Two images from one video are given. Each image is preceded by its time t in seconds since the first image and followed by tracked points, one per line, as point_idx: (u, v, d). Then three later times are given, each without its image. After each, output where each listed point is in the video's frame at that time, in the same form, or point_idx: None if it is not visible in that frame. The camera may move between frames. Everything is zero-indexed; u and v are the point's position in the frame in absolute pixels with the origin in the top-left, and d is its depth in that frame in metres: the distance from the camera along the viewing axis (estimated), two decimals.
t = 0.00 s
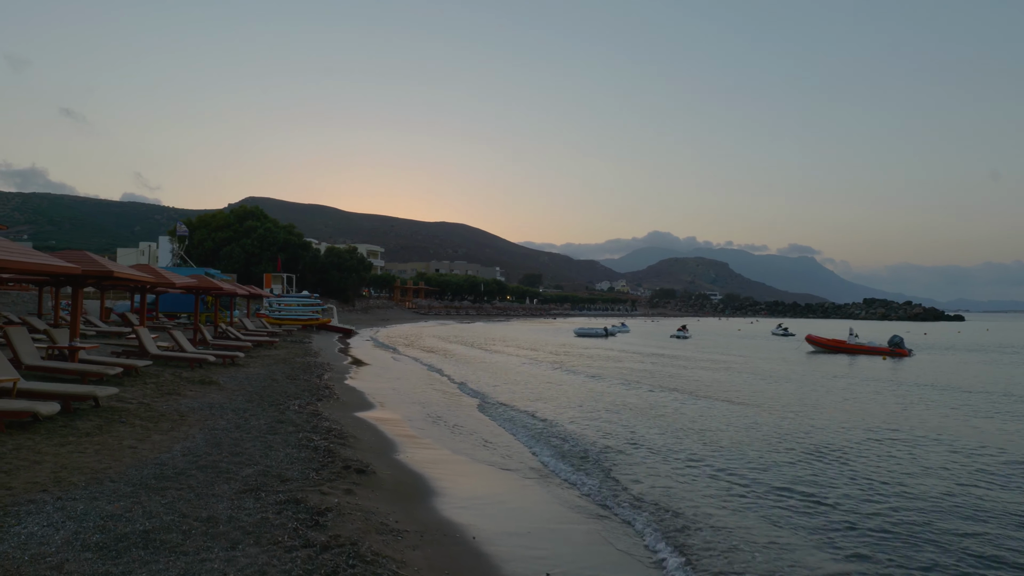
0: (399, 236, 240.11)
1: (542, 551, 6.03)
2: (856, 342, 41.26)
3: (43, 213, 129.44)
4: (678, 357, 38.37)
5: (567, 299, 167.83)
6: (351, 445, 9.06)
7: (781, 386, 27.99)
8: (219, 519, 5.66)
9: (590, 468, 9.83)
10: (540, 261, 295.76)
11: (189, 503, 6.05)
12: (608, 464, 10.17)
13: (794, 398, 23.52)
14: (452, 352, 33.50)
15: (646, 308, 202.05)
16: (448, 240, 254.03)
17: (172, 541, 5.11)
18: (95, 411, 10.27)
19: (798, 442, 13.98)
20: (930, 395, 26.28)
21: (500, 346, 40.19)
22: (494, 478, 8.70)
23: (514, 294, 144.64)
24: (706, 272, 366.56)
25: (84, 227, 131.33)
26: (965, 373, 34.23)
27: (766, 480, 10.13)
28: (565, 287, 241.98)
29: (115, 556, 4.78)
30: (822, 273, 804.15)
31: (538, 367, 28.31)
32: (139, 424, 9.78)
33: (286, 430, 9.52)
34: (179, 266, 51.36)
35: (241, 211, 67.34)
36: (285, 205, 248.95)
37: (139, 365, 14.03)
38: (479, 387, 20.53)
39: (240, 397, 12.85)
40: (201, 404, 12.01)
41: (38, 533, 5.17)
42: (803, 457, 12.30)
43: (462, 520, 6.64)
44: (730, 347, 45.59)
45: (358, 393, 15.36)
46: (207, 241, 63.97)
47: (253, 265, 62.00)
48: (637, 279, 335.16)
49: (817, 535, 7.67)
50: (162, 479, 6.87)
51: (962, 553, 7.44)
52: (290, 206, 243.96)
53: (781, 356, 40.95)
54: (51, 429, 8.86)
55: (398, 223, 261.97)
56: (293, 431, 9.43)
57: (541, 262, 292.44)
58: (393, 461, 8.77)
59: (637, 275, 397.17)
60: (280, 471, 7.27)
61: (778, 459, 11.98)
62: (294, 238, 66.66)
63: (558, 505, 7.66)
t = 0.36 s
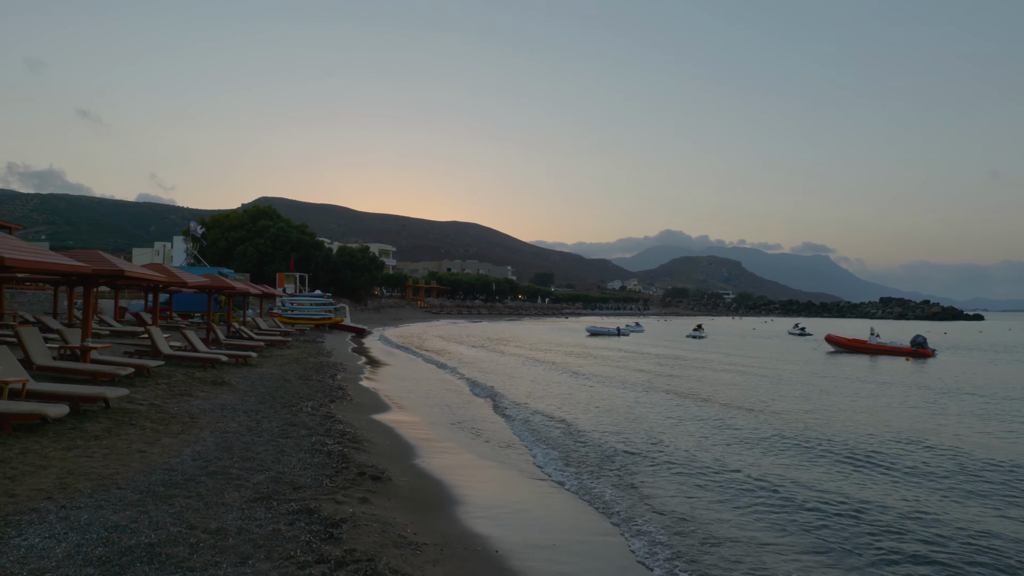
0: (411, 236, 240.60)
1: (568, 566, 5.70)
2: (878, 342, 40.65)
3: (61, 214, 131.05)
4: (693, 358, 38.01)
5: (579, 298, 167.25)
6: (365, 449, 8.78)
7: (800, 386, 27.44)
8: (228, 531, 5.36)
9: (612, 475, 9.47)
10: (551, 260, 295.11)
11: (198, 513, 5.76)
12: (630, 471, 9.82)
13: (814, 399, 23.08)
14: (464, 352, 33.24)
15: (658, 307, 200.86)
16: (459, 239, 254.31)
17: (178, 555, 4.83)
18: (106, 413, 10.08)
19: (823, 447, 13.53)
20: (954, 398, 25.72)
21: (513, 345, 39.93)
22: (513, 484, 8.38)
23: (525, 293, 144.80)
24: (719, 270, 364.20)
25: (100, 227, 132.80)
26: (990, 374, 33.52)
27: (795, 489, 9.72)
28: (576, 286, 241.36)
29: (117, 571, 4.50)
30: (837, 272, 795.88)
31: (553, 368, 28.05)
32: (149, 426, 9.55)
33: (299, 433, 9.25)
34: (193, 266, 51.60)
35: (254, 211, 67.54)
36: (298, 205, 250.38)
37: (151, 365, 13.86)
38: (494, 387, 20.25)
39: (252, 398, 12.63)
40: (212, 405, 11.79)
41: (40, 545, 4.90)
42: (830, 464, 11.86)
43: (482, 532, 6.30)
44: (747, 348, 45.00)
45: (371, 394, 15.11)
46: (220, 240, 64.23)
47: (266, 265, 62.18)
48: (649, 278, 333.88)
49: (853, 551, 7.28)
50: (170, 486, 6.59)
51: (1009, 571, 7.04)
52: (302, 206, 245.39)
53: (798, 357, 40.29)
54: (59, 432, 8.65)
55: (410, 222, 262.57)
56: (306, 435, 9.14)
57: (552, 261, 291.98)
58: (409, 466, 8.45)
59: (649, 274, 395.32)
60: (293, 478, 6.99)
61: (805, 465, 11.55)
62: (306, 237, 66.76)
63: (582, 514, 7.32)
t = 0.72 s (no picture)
0: (423, 234, 240.93)
1: None
2: (902, 341, 39.96)
3: (78, 213, 132.50)
4: (711, 357, 37.43)
5: (591, 297, 166.48)
6: (378, 453, 8.40)
7: (822, 388, 26.78)
8: (232, 545, 4.99)
9: (637, 481, 9.02)
10: (563, 258, 294.30)
11: (201, 524, 5.40)
12: (654, 477, 9.36)
13: (838, 401, 22.51)
14: (478, 351, 32.87)
15: (671, 306, 199.47)
16: (471, 238, 254.23)
17: (178, 572, 4.46)
18: (112, 413, 9.77)
19: (853, 452, 12.97)
20: (984, 400, 24.97)
21: (528, 345, 39.55)
22: (534, 491, 7.97)
23: (538, 291, 144.40)
24: (733, 268, 361.32)
25: (117, 227, 134.07)
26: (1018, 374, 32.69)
27: (831, 498, 9.20)
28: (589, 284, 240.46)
29: None
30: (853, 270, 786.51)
31: (569, 367, 27.64)
32: (156, 427, 9.24)
33: (310, 435, 8.89)
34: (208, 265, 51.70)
35: (268, 210, 67.69)
36: (312, 203, 251.68)
37: (161, 364, 13.61)
38: (510, 387, 19.87)
39: (263, 398, 12.31)
40: (222, 405, 11.49)
41: (30, 559, 4.55)
42: (864, 470, 11.31)
43: (504, 545, 5.91)
44: (765, 347, 44.32)
45: (385, 394, 14.78)
46: (234, 239, 64.38)
47: (280, 263, 62.27)
48: (662, 276, 331.96)
49: (900, 564, 6.81)
50: (173, 493, 6.24)
51: None
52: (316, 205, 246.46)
53: (817, 357, 39.51)
54: (64, 434, 8.34)
55: (422, 221, 262.91)
56: (317, 438, 8.78)
57: (565, 259, 291.15)
58: (425, 470, 8.08)
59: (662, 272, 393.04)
60: (302, 485, 6.62)
61: (837, 472, 11.01)
62: (319, 236, 66.78)
63: (608, 525, 6.90)
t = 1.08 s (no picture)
0: (438, 234, 241.33)
1: None
2: (930, 341, 39.15)
3: (99, 214, 134.33)
4: (731, 359, 36.83)
5: (607, 297, 165.57)
6: (398, 459, 8.05)
7: (848, 390, 26.14)
8: (245, 562, 4.65)
9: (667, 491, 8.59)
10: (578, 257, 293.27)
11: (212, 538, 5.07)
12: (685, 487, 8.92)
13: (867, 404, 21.91)
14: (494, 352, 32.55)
15: (688, 305, 197.85)
16: (486, 237, 254.25)
17: None
18: (126, 416, 9.53)
19: (890, 459, 12.46)
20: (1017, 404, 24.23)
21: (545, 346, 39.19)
22: (559, 500, 7.59)
23: (553, 290, 144.01)
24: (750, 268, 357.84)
25: (137, 227, 135.77)
26: None
27: (873, 510, 8.71)
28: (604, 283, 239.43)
29: None
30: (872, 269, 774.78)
31: (587, 369, 27.25)
32: (170, 431, 8.97)
33: (326, 440, 8.58)
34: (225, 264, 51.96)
35: (285, 210, 68.01)
36: (327, 203, 253.12)
37: (177, 365, 13.42)
38: (529, 389, 19.52)
39: (278, 400, 12.03)
40: (238, 407, 11.23)
41: None
42: (904, 480, 10.76)
43: (534, 562, 5.54)
44: (787, 349, 43.60)
45: (403, 395, 14.47)
46: (251, 238, 64.74)
47: (296, 263, 62.47)
48: (678, 275, 329.64)
49: None
50: (184, 503, 5.92)
51: None
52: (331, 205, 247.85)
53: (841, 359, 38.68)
54: (75, 438, 8.08)
55: (437, 221, 263.43)
56: (334, 443, 8.46)
57: (580, 258, 290.18)
58: (446, 478, 7.73)
59: (677, 272, 390.25)
60: (319, 495, 6.27)
61: (875, 482, 10.47)
62: (335, 236, 66.93)
63: (641, 540, 6.50)
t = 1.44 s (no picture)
0: (451, 234, 241.75)
1: None
2: (957, 342, 38.26)
3: (118, 215, 135.90)
4: (751, 361, 36.20)
5: (621, 297, 164.70)
6: (418, 466, 7.69)
7: (873, 393, 25.49)
8: None
9: (701, 502, 8.14)
10: (592, 257, 292.48)
11: (224, 556, 4.72)
12: (720, 497, 8.47)
13: (895, 406, 21.29)
14: (510, 353, 32.21)
15: (703, 305, 196.30)
16: (499, 237, 254.03)
17: None
18: (138, 419, 9.25)
19: (928, 463, 11.90)
20: None
21: (560, 347, 38.78)
22: (588, 511, 7.20)
23: (567, 290, 143.52)
24: (766, 268, 354.36)
25: (154, 228, 137.20)
26: None
27: (920, 524, 8.20)
28: (618, 283, 238.33)
29: None
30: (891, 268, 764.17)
31: (604, 370, 26.83)
32: (183, 435, 8.68)
33: (343, 446, 8.24)
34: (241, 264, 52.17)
35: (300, 211, 68.27)
36: (342, 204, 254.85)
37: (192, 365, 13.19)
38: (547, 391, 19.13)
39: (294, 403, 11.74)
40: (252, 410, 10.95)
41: None
42: (947, 487, 10.21)
43: None
44: (807, 351, 42.84)
45: (420, 397, 14.14)
46: (266, 239, 65.01)
47: (311, 263, 62.60)
48: (693, 275, 327.16)
49: None
50: (196, 515, 5.59)
51: None
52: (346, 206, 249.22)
53: (863, 360, 37.90)
54: (85, 442, 7.80)
55: (451, 221, 263.87)
56: (351, 449, 8.11)
57: (593, 259, 289.14)
58: (469, 487, 7.35)
59: (692, 272, 387.55)
60: (337, 506, 5.93)
61: (917, 488, 9.98)
62: (350, 236, 67.01)
63: (678, 558, 6.08)
